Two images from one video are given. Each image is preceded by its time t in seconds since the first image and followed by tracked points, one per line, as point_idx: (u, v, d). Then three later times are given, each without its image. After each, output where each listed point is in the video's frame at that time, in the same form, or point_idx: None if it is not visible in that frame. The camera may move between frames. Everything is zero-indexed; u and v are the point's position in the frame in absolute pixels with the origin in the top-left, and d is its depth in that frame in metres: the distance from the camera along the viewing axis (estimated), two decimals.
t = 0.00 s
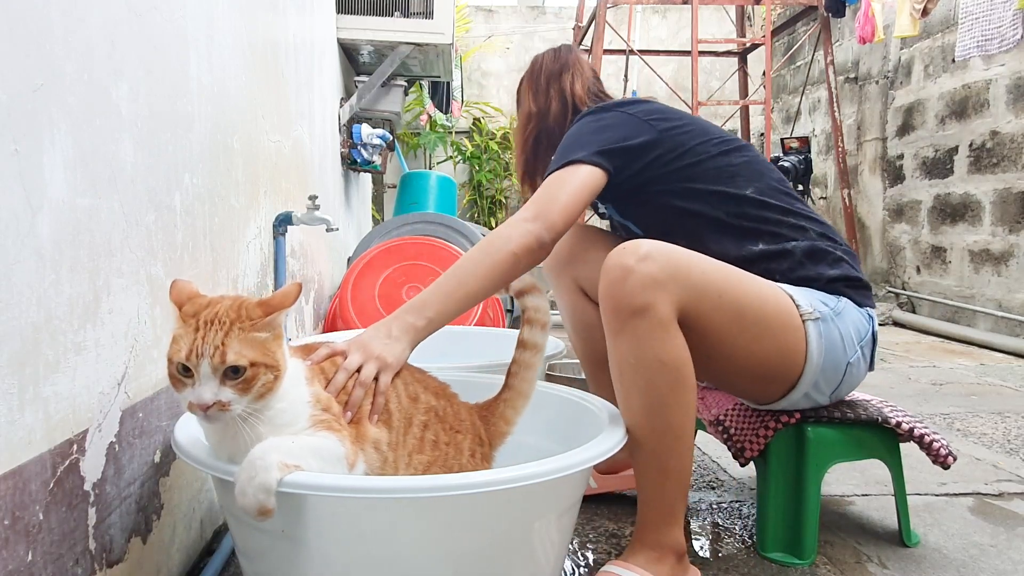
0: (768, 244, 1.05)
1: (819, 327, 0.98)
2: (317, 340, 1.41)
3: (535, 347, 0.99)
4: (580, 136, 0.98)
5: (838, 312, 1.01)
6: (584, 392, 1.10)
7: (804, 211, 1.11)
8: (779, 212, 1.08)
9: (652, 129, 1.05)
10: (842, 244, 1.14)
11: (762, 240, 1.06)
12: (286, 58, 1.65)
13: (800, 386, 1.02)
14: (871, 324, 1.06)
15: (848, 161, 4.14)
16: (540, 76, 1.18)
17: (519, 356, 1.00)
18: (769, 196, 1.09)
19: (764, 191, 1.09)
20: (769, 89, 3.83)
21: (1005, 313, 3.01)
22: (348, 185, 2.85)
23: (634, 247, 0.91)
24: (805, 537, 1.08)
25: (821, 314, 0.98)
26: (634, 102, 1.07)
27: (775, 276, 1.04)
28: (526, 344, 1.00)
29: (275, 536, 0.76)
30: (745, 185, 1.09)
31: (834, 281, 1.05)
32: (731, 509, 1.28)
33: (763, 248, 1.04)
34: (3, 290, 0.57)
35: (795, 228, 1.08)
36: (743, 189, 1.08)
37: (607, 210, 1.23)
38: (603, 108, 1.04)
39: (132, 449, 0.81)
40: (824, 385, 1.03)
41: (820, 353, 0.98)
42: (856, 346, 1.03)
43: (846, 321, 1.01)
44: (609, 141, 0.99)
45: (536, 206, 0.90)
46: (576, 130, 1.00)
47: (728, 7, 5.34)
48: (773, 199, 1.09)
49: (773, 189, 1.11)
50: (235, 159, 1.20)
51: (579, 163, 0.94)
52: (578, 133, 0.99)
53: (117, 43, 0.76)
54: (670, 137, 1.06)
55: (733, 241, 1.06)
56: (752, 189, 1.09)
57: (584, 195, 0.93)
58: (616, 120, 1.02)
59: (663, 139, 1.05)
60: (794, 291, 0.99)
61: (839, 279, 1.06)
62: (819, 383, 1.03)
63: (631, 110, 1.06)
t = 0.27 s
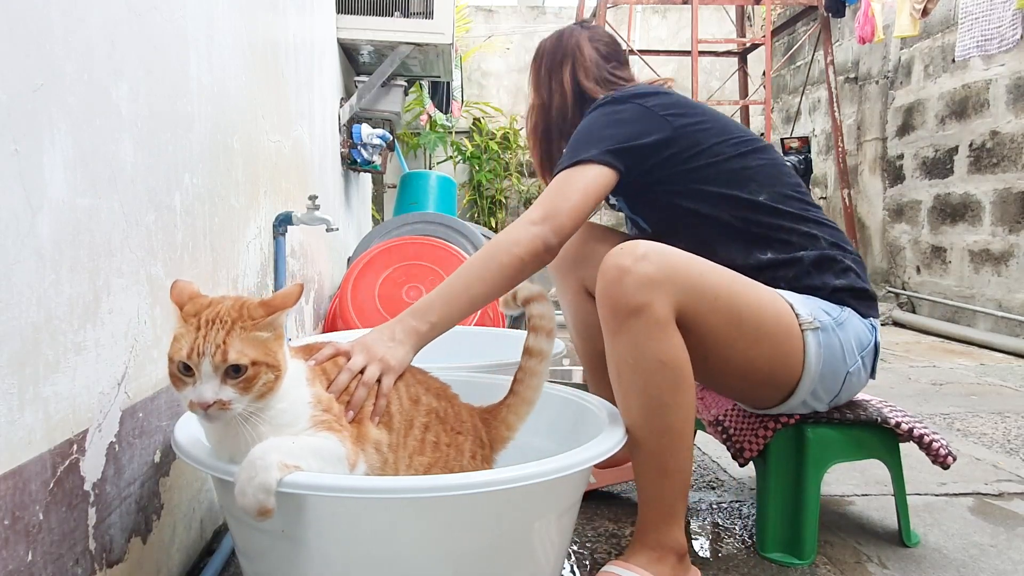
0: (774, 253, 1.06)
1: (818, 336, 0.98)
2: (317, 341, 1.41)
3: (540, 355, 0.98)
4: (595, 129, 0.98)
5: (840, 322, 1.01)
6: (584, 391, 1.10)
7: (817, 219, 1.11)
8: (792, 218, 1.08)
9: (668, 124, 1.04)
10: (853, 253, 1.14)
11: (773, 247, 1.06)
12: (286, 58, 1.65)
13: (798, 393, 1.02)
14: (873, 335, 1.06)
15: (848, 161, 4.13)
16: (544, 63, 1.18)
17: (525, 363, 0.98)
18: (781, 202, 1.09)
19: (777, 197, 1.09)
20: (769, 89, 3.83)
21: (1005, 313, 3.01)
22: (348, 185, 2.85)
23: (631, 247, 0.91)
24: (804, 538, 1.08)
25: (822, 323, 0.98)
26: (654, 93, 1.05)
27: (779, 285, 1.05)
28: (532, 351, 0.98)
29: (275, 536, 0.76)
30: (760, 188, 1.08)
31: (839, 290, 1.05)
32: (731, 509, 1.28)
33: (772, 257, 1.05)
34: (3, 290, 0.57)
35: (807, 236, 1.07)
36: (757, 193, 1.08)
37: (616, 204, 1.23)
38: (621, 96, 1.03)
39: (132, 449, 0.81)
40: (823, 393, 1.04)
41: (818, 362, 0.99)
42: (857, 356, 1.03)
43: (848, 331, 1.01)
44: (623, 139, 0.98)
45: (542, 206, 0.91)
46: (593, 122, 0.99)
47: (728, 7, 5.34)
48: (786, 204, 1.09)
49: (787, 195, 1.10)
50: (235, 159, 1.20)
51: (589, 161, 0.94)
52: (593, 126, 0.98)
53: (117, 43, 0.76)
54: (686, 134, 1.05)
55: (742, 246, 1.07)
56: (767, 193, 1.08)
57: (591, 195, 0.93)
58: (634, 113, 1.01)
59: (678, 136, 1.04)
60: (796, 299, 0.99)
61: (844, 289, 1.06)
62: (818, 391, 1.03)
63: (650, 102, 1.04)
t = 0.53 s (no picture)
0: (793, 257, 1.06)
1: (821, 341, 0.98)
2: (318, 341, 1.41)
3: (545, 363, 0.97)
4: (632, 115, 0.98)
5: (847, 328, 1.01)
6: (584, 392, 1.10)
7: (842, 224, 1.10)
8: (817, 222, 1.07)
9: (704, 113, 1.03)
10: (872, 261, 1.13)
11: (791, 250, 1.06)
12: (286, 58, 1.65)
13: (799, 397, 1.02)
14: (879, 343, 1.06)
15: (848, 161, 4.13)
16: (587, 30, 1.16)
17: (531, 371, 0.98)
18: (810, 203, 1.08)
19: (806, 200, 1.08)
20: (769, 89, 3.83)
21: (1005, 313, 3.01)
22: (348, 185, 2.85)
23: (636, 249, 0.91)
24: (804, 538, 1.08)
25: (827, 328, 0.98)
26: (697, 77, 1.04)
27: (792, 285, 1.05)
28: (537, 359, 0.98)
29: (275, 536, 0.76)
30: (790, 189, 1.08)
31: (851, 298, 1.04)
32: (731, 509, 1.28)
33: (790, 260, 1.05)
34: (3, 290, 0.57)
35: (830, 240, 1.07)
36: (786, 194, 1.07)
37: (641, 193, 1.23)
38: (660, 79, 1.02)
39: (132, 449, 0.81)
40: (824, 398, 1.04)
41: (822, 366, 0.99)
42: (860, 362, 1.03)
43: (853, 337, 1.01)
44: (657, 130, 0.98)
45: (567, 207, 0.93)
46: (630, 105, 0.99)
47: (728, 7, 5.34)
48: (814, 207, 1.08)
49: (818, 198, 1.09)
50: (235, 159, 1.20)
51: (620, 157, 0.95)
52: (629, 109, 0.98)
53: (117, 43, 0.76)
54: (722, 128, 1.04)
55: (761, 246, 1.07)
56: (796, 194, 1.08)
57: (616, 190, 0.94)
58: (672, 100, 1.00)
59: (714, 128, 1.04)
60: (800, 303, 0.99)
61: (857, 298, 1.05)
62: (819, 396, 1.03)
63: (689, 88, 1.03)
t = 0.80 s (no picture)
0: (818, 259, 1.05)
1: (826, 346, 0.97)
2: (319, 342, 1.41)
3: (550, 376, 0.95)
4: (685, 105, 0.95)
5: (853, 335, 1.00)
6: (583, 392, 1.09)
7: (871, 233, 1.09)
8: (846, 226, 1.06)
9: (760, 104, 1.00)
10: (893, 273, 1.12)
11: (813, 251, 1.05)
12: (286, 58, 1.65)
13: (801, 399, 1.02)
14: (885, 353, 1.05)
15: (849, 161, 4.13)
16: None
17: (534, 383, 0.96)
18: (843, 206, 1.06)
19: (840, 204, 1.06)
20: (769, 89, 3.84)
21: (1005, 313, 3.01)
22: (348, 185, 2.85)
23: (644, 247, 0.90)
24: (804, 537, 1.08)
25: (832, 332, 0.98)
26: (753, 67, 0.99)
27: (808, 286, 1.05)
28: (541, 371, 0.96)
29: (275, 536, 0.76)
30: (827, 192, 1.05)
31: (864, 304, 1.04)
32: (731, 509, 1.28)
33: (811, 261, 1.04)
34: (3, 290, 0.57)
35: (857, 246, 1.06)
36: (821, 197, 1.04)
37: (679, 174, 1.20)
38: (718, 64, 0.98)
39: (132, 449, 0.81)
40: (826, 401, 1.04)
41: (825, 371, 0.98)
42: (865, 368, 1.02)
43: (860, 343, 1.01)
44: (708, 124, 0.96)
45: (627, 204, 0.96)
46: (685, 92, 0.96)
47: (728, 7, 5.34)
48: (847, 211, 1.07)
49: (852, 203, 1.07)
50: (235, 159, 1.20)
51: (672, 155, 0.94)
52: (685, 97, 0.95)
53: (117, 43, 0.76)
54: (771, 122, 1.01)
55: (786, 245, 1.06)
56: (831, 196, 1.05)
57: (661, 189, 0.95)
58: (728, 91, 0.97)
59: (762, 123, 1.01)
60: (808, 305, 0.98)
61: (869, 306, 1.04)
62: (821, 399, 1.03)
63: (747, 76, 0.99)
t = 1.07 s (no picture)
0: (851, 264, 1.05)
1: (843, 349, 0.97)
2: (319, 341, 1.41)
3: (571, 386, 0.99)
4: (755, 88, 0.95)
5: (869, 342, 1.00)
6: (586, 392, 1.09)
7: (906, 248, 1.08)
8: (885, 235, 1.05)
9: (828, 96, 1.00)
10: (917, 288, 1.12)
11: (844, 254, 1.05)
12: (286, 58, 1.65)
13: (810, 401, 1.02)
14: (899, 365, 1.05)
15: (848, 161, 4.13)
16: None
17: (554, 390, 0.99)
18: (887, 215, 1.06)
19: (884, 214, 1.05)
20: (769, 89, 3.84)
21: (1005, 313, 3.01)
22: (348, 185, 2.85)
23: (674, 242, 0.89)
24: (804, 537, 1.08)
25: (850, 336, 0.98)
26: (826, 59, 0.99)
27: (833, 287, 1.05)
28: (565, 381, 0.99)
29: (275, 536, 0.76)
30: (874, 198, 1.05)
31: (885, 314, 1.04)
32: (731, 509, 1.28)
33: (843, 264, 1.04)
34: (3, 290, 0.57)
35: (889, 257, 1.05)
36: (866, 204, 1.04)
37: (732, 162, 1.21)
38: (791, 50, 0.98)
39: (132, 449, 0.81)
40: (834, 405, 1.04)
41: (838, 375, 0.99)
42: (876, 378, 1.03)
43: (875, 352, 1.01)
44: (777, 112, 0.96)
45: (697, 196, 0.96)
46: (758, 74, 0.95)
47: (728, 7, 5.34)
48: (888, 222, 1.06)
49: (896, 216, 1.07)
50: (235, 159, 1.20)
51: (743, 146, 0.94)
52: (757, 81, 0.95)
53: (117, 43, 0.76)
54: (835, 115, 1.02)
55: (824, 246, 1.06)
56: (877, 204, 1.05)
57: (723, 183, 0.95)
58: (799, 80, 0.97)
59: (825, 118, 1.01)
60: (830, 307, 0.98)
61: (887, 316, 1.04)
62: (829, 404, 1.03)
63: (820, 65, 0.99)
